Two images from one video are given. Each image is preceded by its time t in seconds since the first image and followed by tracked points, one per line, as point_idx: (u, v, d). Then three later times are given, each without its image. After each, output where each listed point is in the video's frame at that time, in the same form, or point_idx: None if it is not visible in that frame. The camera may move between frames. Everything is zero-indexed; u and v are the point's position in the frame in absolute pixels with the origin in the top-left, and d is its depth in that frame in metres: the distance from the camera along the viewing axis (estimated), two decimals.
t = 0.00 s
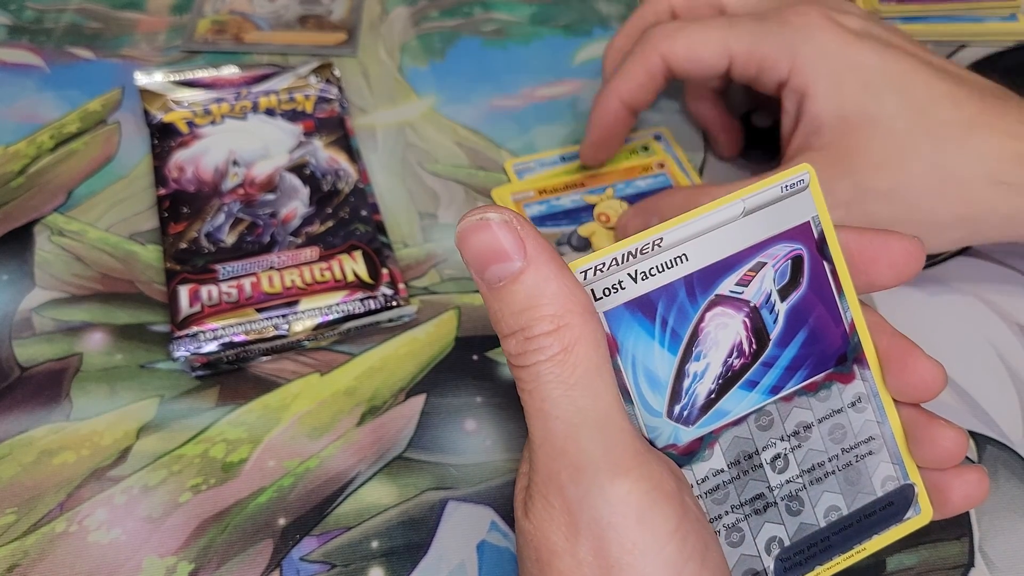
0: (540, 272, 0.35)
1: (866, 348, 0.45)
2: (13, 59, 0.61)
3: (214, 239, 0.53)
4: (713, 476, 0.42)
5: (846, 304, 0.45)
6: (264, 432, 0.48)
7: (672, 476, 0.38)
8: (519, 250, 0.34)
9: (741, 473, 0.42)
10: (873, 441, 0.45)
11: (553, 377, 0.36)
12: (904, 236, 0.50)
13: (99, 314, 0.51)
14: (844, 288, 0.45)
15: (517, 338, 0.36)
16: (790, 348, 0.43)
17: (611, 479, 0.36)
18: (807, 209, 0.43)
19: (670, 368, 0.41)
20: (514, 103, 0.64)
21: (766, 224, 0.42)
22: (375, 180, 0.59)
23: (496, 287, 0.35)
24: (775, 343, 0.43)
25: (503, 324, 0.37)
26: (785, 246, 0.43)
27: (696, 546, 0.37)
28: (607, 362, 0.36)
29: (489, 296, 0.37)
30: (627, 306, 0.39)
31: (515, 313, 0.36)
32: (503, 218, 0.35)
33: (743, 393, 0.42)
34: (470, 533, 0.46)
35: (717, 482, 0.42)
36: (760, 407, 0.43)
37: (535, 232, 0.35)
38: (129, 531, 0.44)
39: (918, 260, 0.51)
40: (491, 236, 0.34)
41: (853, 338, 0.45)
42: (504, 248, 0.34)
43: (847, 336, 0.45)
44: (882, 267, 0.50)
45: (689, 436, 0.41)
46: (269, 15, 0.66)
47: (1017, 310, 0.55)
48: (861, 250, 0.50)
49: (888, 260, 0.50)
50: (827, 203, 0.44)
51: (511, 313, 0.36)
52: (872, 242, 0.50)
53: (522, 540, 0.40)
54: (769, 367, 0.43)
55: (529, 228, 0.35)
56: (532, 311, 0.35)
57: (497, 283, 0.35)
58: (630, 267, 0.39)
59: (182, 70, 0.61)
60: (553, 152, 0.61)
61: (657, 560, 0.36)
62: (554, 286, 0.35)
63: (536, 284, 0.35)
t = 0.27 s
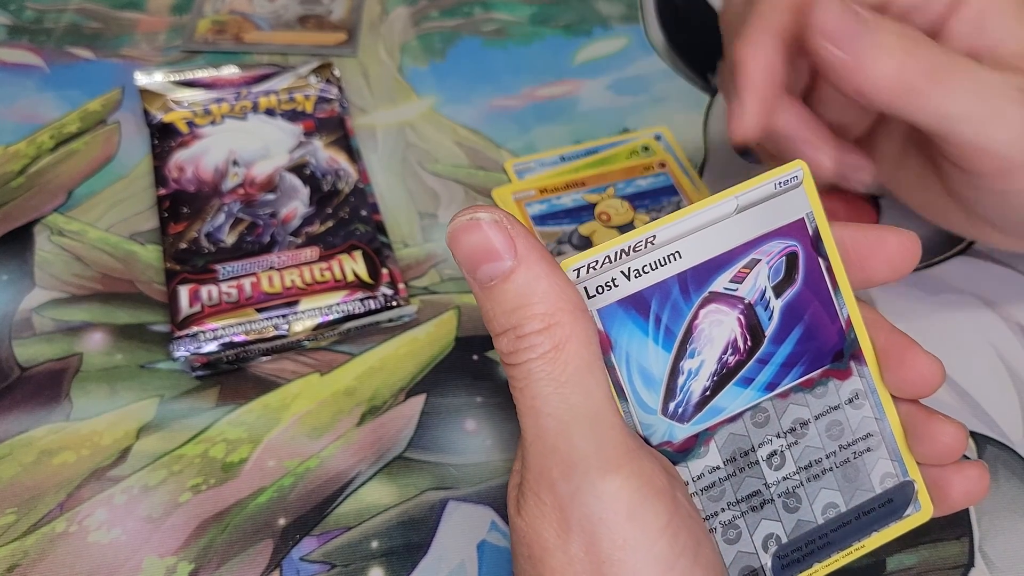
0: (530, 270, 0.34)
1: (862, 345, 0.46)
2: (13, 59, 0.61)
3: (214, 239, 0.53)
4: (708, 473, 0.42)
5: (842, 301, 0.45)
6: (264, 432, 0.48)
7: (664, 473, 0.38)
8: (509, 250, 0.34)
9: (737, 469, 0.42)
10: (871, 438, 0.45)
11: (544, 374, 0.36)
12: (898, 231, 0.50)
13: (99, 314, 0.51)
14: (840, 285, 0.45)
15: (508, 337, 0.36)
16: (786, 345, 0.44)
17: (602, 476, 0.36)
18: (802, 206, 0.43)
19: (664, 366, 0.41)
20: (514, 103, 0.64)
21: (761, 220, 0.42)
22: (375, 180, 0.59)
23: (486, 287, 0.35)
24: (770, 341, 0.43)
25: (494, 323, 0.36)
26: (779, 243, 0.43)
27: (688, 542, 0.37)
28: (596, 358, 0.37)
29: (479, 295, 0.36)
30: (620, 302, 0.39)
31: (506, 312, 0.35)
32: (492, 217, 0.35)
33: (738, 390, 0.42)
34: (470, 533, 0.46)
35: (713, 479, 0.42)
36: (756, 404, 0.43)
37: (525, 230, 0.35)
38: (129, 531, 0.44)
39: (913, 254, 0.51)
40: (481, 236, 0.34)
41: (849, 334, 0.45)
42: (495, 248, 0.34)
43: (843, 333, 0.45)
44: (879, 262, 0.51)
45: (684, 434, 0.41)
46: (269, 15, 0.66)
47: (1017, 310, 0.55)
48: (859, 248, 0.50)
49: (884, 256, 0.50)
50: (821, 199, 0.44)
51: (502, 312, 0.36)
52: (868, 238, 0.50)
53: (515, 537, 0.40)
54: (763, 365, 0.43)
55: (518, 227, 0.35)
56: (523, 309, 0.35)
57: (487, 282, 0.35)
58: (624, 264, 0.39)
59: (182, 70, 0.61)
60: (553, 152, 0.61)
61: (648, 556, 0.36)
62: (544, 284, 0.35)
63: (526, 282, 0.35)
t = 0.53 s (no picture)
0: (524, 270, 0.34)
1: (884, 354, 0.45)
2: (13, 59, 0.61)
3: (214, 239, 0.53)
4: (713, 474, 0.42)
5: (865, 308, 0.44)
6: (264, 432, 0.48)
7: (661, 471, 0.38)
8: (503, 249, 0.33)
9: (742, 473, 0.42)
10: (884, 447, 0.45)
11: (540, 374, 0.35)
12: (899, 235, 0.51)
13: (99, 314, 0.51)
14: (865, 291, 0.44)
15: (503, 337, 0.35)
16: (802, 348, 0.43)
17: (600, 475, 0.36)
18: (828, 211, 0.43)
19: (674, 366, 0.41)
20: (514, 103, 0.64)
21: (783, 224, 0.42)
22: (375, 180, 0.59)
23: (480, 288, 0.34)
24: (787, 345, 0.43)
25: (488, 323, 0.36)
26: (804, 246, 0.42)
27: (685, 542, 0.38)
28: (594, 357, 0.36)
29: (472, 296, 0.35)
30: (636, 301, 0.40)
31: (500, 312, 0.35)
32: (483, 216, 0.34)
33: (750, 393, 0.42)
34: (470, 533, 0.46)
35: (718, 481, 0.42)
36: (766, 407, 0.43)
37: (517, 228, 0.34)
38: (129, 531, 0.44)
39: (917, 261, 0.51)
40: (474, 237, 0.33)
41: (871, 342, 0.45)
42: (489, 249, 0.33)
43: (865, 340, 0.45)
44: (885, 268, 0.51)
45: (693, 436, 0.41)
46: (269, 15, 0.66)
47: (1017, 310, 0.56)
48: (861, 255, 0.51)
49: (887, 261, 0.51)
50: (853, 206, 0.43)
51: (497, 312, 0.35)
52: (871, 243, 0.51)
53: (513, 535, 0.40)
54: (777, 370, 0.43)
55: (510, 226, 0.34)
56: (518, 310, 0.34)
57: (481, 283, 0.34)
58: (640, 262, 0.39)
59: (182, 70, 0.61)
60: (554, 152, 0.61)
61: (644, 555, 0.37)
62: (539, 283, 0.34)
63: (520, 283, 0.34)
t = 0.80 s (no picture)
0: (533, 268, 0.34)
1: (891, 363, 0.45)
2: (13, 59, 0.61)
3: (214, 239, 0.53)
4: (719, 477, 0.41)
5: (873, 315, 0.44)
6: (264, 432, 0.48)
7: (669, 470, 0.38)
8: (512, 246, 0.34)
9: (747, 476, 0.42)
10: (889, 452, 0.45)
11: (548, 372, 0.35)
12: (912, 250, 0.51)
13: (99, 314, 0.51)
14: (874, 298, 0.44)
15: (512, 334, 0.36)
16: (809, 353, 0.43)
17: (608, 474, 0.36)
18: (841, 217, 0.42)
19: (683, 367, 0.41)
20: (514, 103, 0.64)
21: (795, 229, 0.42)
22: (375, 180, 0.59)
23: (488, 284, 0.35)
24: (795, 349, 0.43)
25: (497, 321, 0.36)
26: (814, 251, 0.42)
27: (692, 541, 0.37)
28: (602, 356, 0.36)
29: (482, 294, 0.36)
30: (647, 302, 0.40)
31: (509, 310, 0.35)
32: (495, 215, 0.34)
33: (759, 396, 0.42)
34: (470, 534, 0.46)
35: (725, 483, 0.42)
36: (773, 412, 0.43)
37: (528, 227, 0.35)
38: (129, 531, 0.44)
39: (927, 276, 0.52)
40: (482, 233, 0.34)
41: (878, 348, 0.45)
42: (497, 245, 0.33)
43: (872, 346, 0.45)
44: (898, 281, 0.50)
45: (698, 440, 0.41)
46: (269, 15, 0.66)
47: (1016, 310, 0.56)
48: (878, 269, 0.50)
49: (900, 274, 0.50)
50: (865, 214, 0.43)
51: (505, 309, 0.35)
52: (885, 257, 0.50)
53: (521, 534, 0.40)
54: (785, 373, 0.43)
55: (521, 224, 0.34)
56: (526, 307, 0.34)
57: (489, 280, 0.34)
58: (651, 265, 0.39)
59: (182, 70, 0.61)
60: (554, 152, 0.61)
61: (653, 555, 0.36)
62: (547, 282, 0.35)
63: (528, 279, 0.34)
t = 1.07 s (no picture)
0: (549, 261, 0.34)
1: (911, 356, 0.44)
2: (13, 59, 0.61)
3: (214, 239, 0.53)
4: (731, 457, 0.41)
5: (895, 308, 0.43)
6: (264, 432, 0.48)
7: (672, 470, 0.38)
8: (530, 238, 0.34)
9: (756, 459, 0.42)
10: (902, 449, 0.44)
11: (556, 368, 0.36)
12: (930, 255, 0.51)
13: (99, 314, 0.51)
14: (896, 291, 0.43)
15: (522, 327, 0.36)
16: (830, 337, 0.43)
17: (609, 473, 0.36)
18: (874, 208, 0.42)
19: (703, 344, 0.41)
20: (514, 103, 0.64)
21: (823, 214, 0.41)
22: (375, 181, 0.59)
23: (505, 274, 0.35)
24: (816, 334, 0.42)
25: (510, 312, 0.37)
26: (840, 239, 0.42)
27: (692, 543, 0.37)
28: (608, 355, 0.36)
29: (498, 284, 0.36)
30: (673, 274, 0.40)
31: (522, 301, 0.35)
32: (516, 205, 0.35)
33: (776, 379, 0.42)
34: (470, 534, 0.46)
35: (735, 464, 0.41)
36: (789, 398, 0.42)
37: (547, 220, 0.35)
38: (129, 531, 0.44)
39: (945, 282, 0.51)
40: (503, 222, 0.34)
41: (898, 342, 0.44)
42: (515, 235, 0.34)
43: (892, 339, 0.44)
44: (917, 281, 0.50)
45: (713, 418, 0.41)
46: (269, 15, 0.66)
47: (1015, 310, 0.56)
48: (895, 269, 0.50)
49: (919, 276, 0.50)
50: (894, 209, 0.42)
51: (519, 300, 0.36)
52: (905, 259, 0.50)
53: (524, 531, 0.40)
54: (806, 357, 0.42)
55: (542, 217, 0.35)
56: (539, 299, 0.35)
57: (506, 269, 0.35)
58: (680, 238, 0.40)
59: (182, 70, 0.61)
60: (554, 152, 0.61)
61: (651, 556, 0.36)
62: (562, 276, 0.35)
63: (544, 272, 0.35)
